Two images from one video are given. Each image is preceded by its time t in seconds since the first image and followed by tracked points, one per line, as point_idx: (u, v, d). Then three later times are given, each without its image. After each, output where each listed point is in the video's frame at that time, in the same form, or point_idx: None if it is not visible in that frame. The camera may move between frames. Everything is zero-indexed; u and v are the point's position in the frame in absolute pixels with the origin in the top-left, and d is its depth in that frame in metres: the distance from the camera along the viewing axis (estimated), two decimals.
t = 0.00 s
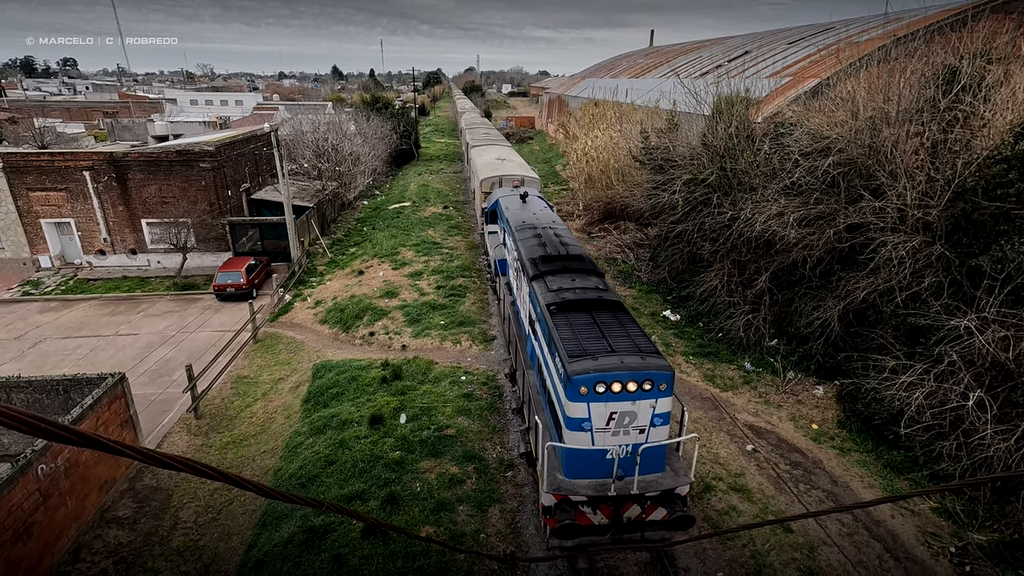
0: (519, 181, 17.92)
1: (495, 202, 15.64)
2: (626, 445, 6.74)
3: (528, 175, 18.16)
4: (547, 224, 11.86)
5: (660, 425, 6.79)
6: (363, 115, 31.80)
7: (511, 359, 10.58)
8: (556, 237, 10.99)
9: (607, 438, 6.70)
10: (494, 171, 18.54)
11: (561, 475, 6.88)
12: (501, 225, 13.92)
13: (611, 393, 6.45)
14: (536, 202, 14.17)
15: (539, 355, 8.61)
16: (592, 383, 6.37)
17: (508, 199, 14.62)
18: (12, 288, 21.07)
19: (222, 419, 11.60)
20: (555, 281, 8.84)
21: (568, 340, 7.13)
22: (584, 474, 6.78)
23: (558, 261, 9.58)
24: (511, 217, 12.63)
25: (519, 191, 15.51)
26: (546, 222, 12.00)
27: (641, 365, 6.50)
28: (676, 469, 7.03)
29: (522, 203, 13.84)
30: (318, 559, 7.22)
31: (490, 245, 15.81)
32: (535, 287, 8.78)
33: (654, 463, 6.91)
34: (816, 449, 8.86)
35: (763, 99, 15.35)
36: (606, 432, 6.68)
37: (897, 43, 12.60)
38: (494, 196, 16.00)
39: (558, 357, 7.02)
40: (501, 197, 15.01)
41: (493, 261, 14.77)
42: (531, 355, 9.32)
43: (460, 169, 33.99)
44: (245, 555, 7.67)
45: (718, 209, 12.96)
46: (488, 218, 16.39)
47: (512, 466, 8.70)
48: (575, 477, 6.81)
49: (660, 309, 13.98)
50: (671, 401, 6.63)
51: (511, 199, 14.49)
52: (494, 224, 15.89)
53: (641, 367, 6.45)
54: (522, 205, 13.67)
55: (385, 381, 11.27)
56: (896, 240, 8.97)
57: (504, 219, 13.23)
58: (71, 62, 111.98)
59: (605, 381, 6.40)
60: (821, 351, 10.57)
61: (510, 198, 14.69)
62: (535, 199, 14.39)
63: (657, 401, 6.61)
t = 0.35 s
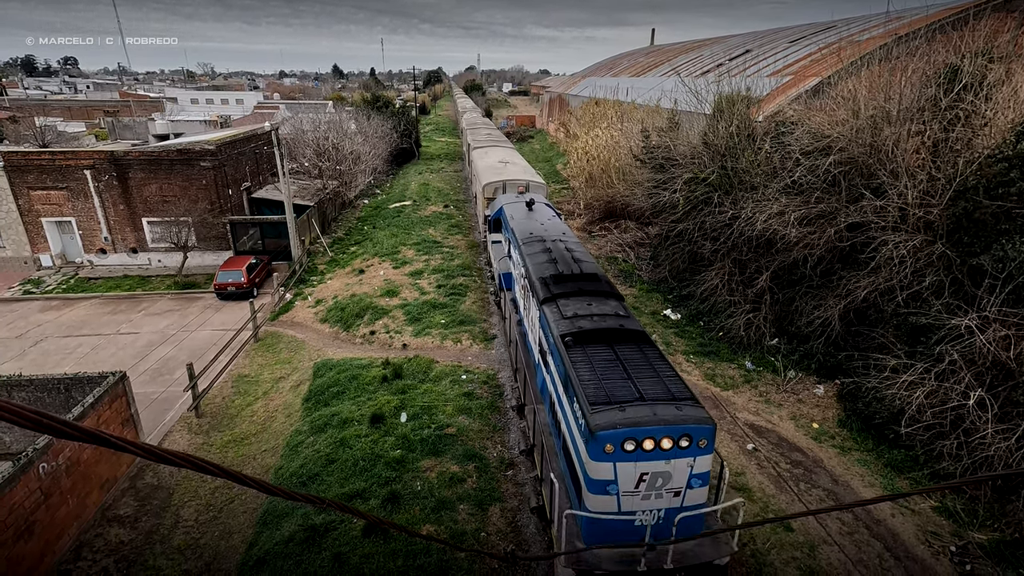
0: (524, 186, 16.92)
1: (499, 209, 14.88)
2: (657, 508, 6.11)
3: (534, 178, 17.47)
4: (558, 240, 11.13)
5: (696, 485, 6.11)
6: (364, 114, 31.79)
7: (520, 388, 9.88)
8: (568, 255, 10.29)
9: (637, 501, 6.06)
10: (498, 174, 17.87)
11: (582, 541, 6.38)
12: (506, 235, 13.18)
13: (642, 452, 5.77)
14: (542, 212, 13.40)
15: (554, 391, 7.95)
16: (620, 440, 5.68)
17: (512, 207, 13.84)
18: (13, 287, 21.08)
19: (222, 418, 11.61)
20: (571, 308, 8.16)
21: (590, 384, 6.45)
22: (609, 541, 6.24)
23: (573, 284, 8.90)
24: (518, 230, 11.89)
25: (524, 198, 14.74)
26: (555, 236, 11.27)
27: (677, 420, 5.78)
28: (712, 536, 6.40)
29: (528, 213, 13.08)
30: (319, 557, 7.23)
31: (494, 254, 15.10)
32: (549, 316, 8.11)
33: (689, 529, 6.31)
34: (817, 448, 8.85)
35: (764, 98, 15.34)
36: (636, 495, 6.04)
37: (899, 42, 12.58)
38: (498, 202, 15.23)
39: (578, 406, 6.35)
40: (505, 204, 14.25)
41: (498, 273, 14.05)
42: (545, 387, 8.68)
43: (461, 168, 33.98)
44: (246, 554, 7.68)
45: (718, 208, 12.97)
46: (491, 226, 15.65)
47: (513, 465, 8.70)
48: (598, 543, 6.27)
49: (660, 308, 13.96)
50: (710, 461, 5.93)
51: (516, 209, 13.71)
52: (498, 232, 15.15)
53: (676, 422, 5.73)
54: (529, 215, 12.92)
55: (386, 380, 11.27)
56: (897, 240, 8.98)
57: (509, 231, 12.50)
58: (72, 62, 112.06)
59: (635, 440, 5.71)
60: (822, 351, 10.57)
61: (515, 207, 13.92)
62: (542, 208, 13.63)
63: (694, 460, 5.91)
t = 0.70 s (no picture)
0: (531, 193, 15.91)
1: (504, 219, 14.02)
2: None
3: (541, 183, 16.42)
4: (571, 260, 10.34)
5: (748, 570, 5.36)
6: (365, 113, 31.79)
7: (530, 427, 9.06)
8: (584, 278, 9.51)
9: None
10: (502, 178, 16.81)
11: None
12: (513, 250, 12.35)
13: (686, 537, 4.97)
14: (551, 224, 12.53)
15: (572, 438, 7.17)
16: (660, 523, 4.85)
17: (519, 218, 12.96)
18: (14, 285, 21.09)
19: (223, 417, 11.62)
20: (592, 345, 7.37)
21: (619, 447, 5.57)
22: None
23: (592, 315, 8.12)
24: (527, 247, 11.09)
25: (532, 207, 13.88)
26: (568, 257, 10.45)
27: (728, 501, 4.98)
28: None
29: (537, 227, 12.26)
30: (320, 556, 7.24)
31: (499, 266, 14.15)
32: (565, 354, 7.31)
33: None
34: (817, 447, 8.85)
35: (765, 97, 15.32)
36: None
37: (901, 40, 12.56)
38: (503, 211, 14.36)
39: (604, 471, 5.49)
40: (512, 214, 13.41)
41: (503, 289, 13.13)
42: (560, 431, 7.87)
43: (461, 167, 33.99)
44: (247, 552, 7.68)
45: (719, 207, 12.97)
46: (496, 236, 14.81)
47: (513, 464, 8.70)
48: None
49: (660, 307, 13.95)
50: (764, 544, 5.18)
51: (522, 220, 12.85)
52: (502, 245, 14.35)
53: (727, 502, 4.94)
54: (538, 229, 12.10)
55: (386, 379, 11.28)
56: (898, 239, 8.98)
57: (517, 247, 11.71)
58: (73, 60, 112.05)
59: (678, 523, 4.90)
60: (823, 350, 10.57)
61: (521, 217, 13.03)
62: (550, 219, 12.82)
63: (746, 543, 5.14)
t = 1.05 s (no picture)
0: (537, 201, 14.84)
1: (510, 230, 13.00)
2: None
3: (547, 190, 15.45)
4: (588, 283, 9.26)
5: None
6: (365, 112, 31.82)
7: (543, 475, 7.98)
8: (603, 305, 8.42)
9: None
10: (506, 184, 15.81)
11: None
12: (521, 266, 11.34)
13: None
14: (562, 239, 11.53)
15: (594, 504, 6.07)
16: None
17: (527, 232, 11.99)
18: (15, 284, 21.13)
19: (225, 416, 11.64)
20: (616, 391, 6.25)
21: (659, 535, 4.55)
22: None
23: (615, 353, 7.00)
24: (536, 266, 10.04)
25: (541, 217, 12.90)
26: (582, 278, 9.43)
27: None
28: None
29: (547, 242, 11.26)
30: (321, 555, 7.24)
31: (504, 283, 13.16)
32: (585, 400, 6.25)
33: None
34: (818, 447, 8.84)
35: (766, 96, 15.29)
36: None
37: (902, 40, 12.55)
38: (509, 222, 13.36)
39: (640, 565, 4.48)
40: (519, 226, 12.42)
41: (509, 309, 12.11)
42: (579, 489, 6.76)
43: (462, 166, 34.01)
44: (248, 551, 7.69)
45: (720, 206, 12.98)
46: (502, 249, 13.78)
47: (514, 463, 8.70)
48: None
49: (661, 306, 13.94)
50: None
51: (531, 234, 11.86)
52: (508, 257, 13.51)
53: None
54: (547, 245, 11.10)
55: (387, 378, 11.30)
56: (900, 238, 8.98)
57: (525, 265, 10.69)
58: (73, 59, 112.10)
59: None
60: (823, 349, 10.56)
61: (529, 231, 12.05)
62: (559, 232, 11.87)
63: None
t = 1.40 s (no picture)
0: (544, 209, 14.28)
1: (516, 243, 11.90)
2: None
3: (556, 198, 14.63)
4: (607, 312, 8.19)
5: None
6: (367, 111, 31.85)
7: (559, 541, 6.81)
8: (627, 340, 7.36)
9: None
10: (511, 191, 14.99)
11: None
12: (529, 284, 10.34)
13: None
14: (574, 256, 10.44)
15: None
16: None
17: (534, 247, 10.89)
18: (17, 283, 21.16)
19: (226, 414, 11.65)
20: (650, 457, 5.25)
21: None
22: None
23: (645, 405, 5.97)
24: (547, 290, 8.98)
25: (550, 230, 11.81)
26: (599, 305, 8.40)
27: None
28: None
29: (558, 260, 10.19)
30: (322, 554, 7.25)
31: (509, 299, 12.16)
32: (614, 469, 5.21)
33: None
34: (819, 446, 8.83)
35: (768, 95, 15.27)
36: None
37: (904, 38, 12.53)
38: (514, 233, 12.27)
39: None
40: (526, 240, 11.32)
41: (515, 331, 11.14)
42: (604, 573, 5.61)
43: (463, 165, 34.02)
44: (249, 549, 7.71)
45: (721, 205, 13.00)
46: (506, 262, 12.66)
47: (515, 462, 8.71)
48: None
49: (662, 306, 13.93)
50: None
51: (539, 250, 10.77)
52: (513, 271, 12.49)
53: None
54: (558, 263, 10.03)
55: (388, 377, 11.31)
56: (902, 238, 8.97)
57: (534, 287, 9.64)
58: (75, 59, 112.34)
59: None
60: (825, 348, 10.56)
61: (537, 246, 10.97)
62: (570, 248, 10.84)
63: None
